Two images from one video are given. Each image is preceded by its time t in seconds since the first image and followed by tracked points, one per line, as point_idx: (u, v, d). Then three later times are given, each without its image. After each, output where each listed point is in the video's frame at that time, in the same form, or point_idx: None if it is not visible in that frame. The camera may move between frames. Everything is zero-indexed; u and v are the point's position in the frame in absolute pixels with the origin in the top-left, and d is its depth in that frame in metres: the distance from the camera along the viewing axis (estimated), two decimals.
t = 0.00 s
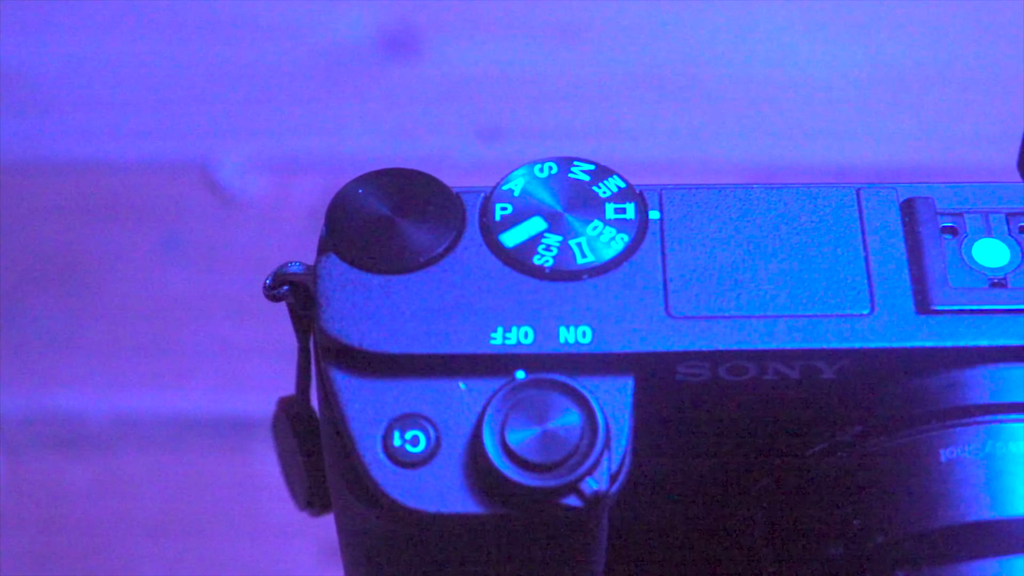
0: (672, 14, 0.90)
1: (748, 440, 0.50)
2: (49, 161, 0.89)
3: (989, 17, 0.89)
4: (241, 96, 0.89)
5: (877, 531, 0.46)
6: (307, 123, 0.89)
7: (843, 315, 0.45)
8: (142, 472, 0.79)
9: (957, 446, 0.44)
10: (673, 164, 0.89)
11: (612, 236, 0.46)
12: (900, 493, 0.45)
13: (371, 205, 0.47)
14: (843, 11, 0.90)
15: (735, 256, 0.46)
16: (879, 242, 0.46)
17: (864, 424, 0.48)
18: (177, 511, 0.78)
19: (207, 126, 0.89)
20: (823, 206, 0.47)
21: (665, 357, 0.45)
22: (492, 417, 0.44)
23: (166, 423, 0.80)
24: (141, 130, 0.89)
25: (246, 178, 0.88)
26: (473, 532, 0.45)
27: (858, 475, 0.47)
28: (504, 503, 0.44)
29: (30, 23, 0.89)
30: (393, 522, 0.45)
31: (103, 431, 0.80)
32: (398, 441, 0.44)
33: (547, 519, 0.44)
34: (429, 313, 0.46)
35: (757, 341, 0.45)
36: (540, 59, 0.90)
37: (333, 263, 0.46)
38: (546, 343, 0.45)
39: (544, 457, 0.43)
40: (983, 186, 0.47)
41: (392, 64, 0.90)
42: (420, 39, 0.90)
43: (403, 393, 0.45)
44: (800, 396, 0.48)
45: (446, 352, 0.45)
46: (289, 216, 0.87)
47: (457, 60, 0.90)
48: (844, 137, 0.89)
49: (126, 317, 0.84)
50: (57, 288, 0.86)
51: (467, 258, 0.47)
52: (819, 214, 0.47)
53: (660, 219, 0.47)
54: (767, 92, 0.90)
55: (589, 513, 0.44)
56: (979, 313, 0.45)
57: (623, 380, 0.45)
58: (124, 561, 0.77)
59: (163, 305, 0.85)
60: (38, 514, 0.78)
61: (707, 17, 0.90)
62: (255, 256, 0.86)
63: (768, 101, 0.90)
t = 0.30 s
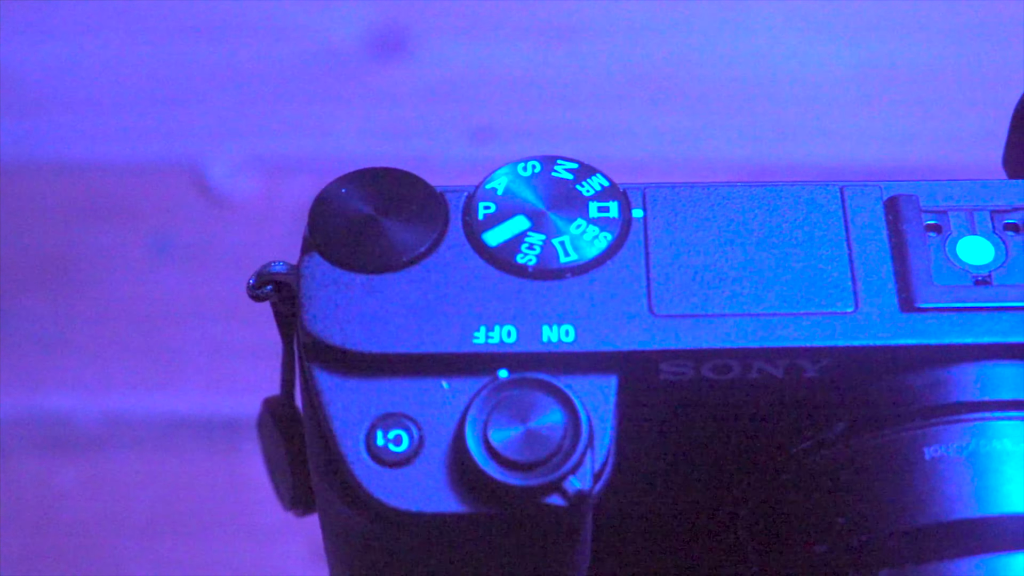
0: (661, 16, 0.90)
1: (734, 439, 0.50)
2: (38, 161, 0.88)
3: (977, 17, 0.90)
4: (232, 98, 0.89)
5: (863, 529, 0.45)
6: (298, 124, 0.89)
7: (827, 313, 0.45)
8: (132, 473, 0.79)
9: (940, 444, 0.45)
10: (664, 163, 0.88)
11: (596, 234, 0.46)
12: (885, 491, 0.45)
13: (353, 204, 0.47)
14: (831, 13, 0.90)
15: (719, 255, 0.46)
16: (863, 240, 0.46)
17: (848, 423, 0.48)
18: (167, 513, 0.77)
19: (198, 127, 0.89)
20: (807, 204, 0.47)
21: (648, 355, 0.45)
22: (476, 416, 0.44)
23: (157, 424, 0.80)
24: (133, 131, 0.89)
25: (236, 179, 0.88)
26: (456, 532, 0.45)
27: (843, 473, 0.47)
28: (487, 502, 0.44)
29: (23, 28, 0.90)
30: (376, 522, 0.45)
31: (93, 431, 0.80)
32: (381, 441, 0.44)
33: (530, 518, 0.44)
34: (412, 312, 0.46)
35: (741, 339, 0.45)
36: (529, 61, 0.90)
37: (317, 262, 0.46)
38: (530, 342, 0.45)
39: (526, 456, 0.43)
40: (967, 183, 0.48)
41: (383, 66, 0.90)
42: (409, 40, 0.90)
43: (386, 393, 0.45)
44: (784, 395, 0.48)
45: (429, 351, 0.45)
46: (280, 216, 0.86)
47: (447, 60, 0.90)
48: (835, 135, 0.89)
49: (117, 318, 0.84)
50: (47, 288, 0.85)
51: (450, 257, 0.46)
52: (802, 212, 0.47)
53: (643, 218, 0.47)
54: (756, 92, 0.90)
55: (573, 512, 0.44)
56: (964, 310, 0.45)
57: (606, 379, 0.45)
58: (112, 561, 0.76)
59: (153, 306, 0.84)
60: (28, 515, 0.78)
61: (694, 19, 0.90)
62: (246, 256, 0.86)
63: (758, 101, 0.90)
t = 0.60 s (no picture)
0: (650, 16, 0.90)
1: (717, 437, 0.50)
2: (28, 162, 0.88)
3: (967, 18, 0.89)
4: (222, 98, 0.89)
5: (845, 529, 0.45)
6: (288, 125, 0.88)
7: (810, 311, 0.45)
8: (122, 474, 0.79)
9: (924, 442, 0.45)
10: (654, 163, 0.87)
11: (578, 232, 0.46)
12: (869, 490, 0.45)
13: (335, 203, 0.47)
14: (820, 14, 0.90)
15: (701, 253, 0.46)
16: (846, 237, 0.46)
17: (832, 420, 0.48)
18: (156, 515, 0.77)
19: (187, 127, 0.88)
20: (790, 202, 0.47)
21: (631, 354, 0.45)
22: (458, 416, 0.44)
23: (147, 425, 0.80)
24: (122, 130, 0.88)
25: (227, 179, 0.87)
26: (439, 531, 0.44)
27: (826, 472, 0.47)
28: (470, 501, 0.43)
29: (15, 30, 0.90)
30: (358, 521, 0.44)
31: (83, 433, 0.80)
32: (363, 440, 0.44)
33: (511, 517, 0.44)
34: (395, 311, 0.45)
35: (723, 337, 0.45)
36: (519, 62, 0.89)
37: (298, 261, 0.46)
38: (512, 341, 0.45)
39: (508, 455, 0.43)
40: (951, 180, 0.47)
41: (374, 66, 0.90)
42: (400, 41, 0.90)
43: (369, 392, 0.45)
44: (767, 393, 0.48)
45: (412, 350, 0.45)
46: (270, 217, 0.86)
47: (437, 61, 0.90)
48: (825, 134, 0.88)
49: (107, 319, 0.84)
50: (36, 289, 0.85)
51: (433, 256, 0.46)
52: (785, 209, 0.47)
53: (626, 215, 0.47)
54: (747, 92, 0.89)
55: (555, 511, 0.44)
56: (947, 308, 0.45)
57: (589, 377, 0.45)
58: (101, 563, 0.76)
59: (143, 307, 0.84)
60: (18, 517, 0.78)
61: (684, 18, 0.90)
62: (236, 257, 0.85)
63: (748, 100, 0.89)
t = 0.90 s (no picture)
0: (643, 14, 0.89)
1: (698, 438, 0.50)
2: (16, 162, 0.88)
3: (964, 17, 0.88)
4: (210, 97, 0.88)
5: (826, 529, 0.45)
6: (277, 124, 0.88)
7: (791, 311, 0.45)
8: (110, 475, 0.78)
9: (904, 442, 0.45)
10: (645, 162, 0.86)
11: (559, 232, 0.46)
12: (850, 490, 0.45)
13: (316, 203, 0.47)
14: (815, 12, 0.89)
15: (683, 253, 0.46)
16: (828, 236, 0.46)
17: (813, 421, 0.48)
18: (144, 515, 0.77)
19: (175, 127, 0.88)
20: (771, 201, 0.47)
21: (612, 354, 0.45)
22: (438, 416, 0.44)
23: (135, 426, 0.80)
24: (110, 130, 0.88)
25: (215, 179, 0.87)
26: (419, 532, 0.44)
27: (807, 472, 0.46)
28: (450, 502, 0.43)
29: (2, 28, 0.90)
30: (338, 522, 0.44)
31: (72, 433, 0.80)
32: (344, 441, 0.44)
33: (491, 518, 0.44)
34: (376, 311, 0.45)
35: (704, 337, 0.44)
36: (509, 59, 0.88)
37: (279, 262, 0.46)
38: (492, 341, 0.45)
39: (488, 456, 0.43)
40: (934, 179, 0.47)
41: (363, 65, 0.89)
42: (389, 39, 0.89)
43: (350, 392, 0.45)
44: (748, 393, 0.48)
45: (392, 351, 0.45)
46: (258, 217, 0.85)
47: (427, 60, 0.89)
48: (819, 135, 0.87)
49: (95, 318, 0.83)
50: (25, 289, 0.85)
51: (414, 256, 0.46)
52: (766, 209, 0.47)
53: (607, 215, 0.47)
54: (739, 91, 0.88)
55: (536, 512, 0.44)
56: (929, 308, 0.45)
57: (570, 378, 0.45)
58: (90, 564, 0.76)
59: (131, 308, 0.83)
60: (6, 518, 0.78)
61: (676, 16, 0.89)
62: (224, 256, 0.84)
63: (741, 99, 0.88)
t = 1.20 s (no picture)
0: (634, 13, 0.88)
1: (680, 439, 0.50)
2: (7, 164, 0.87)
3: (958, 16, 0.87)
4: (202, 99, 0.88)
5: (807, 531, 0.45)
6: (268, 126, 0.87)
7: (773, 312, 0.45)
8: (101, 477, 0.78)
9: (887, 443, 0.45)
10: (636, 163, 0.86)
11: (541, 234, 0.46)
12: (831, 492, 0.45)
13: (298, 206, 0.47)
14: (807, 11, 0.88)
15: (665, 254, 0.46)
16: (810, 237, 0.46)
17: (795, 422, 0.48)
18: (134, 517, 0.77)
19: (167, 129, 0.88)
20: (754, 203, 0.47)
21: (594, 356, 0.45)
22: (419, 418, 0.44)
23: (125, 427, 0.79)
24: (102, 132, 0.88)
25: (206, 181, 0.86)
26: (401, 534, 0.44)
27: (789, 473, 0.46)
28: (431, 503, 0.43)
29: None
30: (318, 524, 0.44)
31: (62, 435, 0.79)
32: (326, 442, 0.44)
33: (471, 519, 0.44)
34: (357, 313, 0.45)
35: (686, 339, 0.44)
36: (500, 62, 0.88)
37: (261, 264, 0.46)
38: (473, 343, 0.45)
39: (469, 457, 0.43)
40: (917, 180, 0.47)
41: (354, 68, 0.89)
42: (380, 42, 0.89)
43: (331, 394, 0.45)
44: (730, 393, 0.48)
45: (374, 353, 0.45)
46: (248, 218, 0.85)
47: (419, 61, 0.89)
48: (813, 136, 0.86)
49: (86, 320, 0.83)
50: (15, 291, 0.84)
51: (396, 258, 0.46)
52: (748, 209, 0.47)
53: (588, 217, 0.47)
54: (732, 90, 0.87)
55: (517, 514, 0.43)
56: (911, 309, 0.45)
57: (552, 379, 0.45)
58: (80, 566, 0.76)
59: (122, 309, 0.83)
60: None
61: (668, 16, 0.88)
62: (214, 257, 0.84)
63: (733, 99, 0.87)
